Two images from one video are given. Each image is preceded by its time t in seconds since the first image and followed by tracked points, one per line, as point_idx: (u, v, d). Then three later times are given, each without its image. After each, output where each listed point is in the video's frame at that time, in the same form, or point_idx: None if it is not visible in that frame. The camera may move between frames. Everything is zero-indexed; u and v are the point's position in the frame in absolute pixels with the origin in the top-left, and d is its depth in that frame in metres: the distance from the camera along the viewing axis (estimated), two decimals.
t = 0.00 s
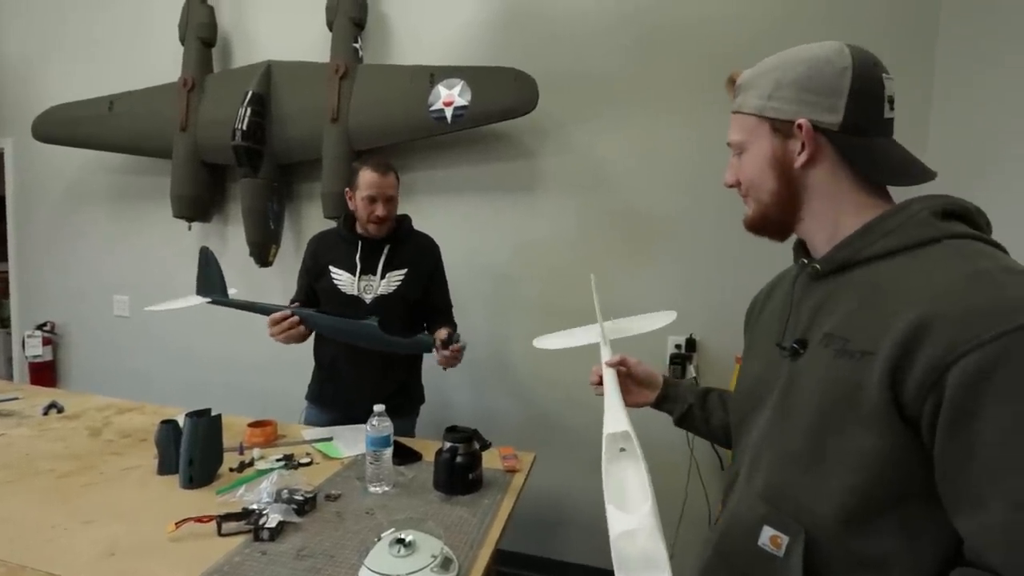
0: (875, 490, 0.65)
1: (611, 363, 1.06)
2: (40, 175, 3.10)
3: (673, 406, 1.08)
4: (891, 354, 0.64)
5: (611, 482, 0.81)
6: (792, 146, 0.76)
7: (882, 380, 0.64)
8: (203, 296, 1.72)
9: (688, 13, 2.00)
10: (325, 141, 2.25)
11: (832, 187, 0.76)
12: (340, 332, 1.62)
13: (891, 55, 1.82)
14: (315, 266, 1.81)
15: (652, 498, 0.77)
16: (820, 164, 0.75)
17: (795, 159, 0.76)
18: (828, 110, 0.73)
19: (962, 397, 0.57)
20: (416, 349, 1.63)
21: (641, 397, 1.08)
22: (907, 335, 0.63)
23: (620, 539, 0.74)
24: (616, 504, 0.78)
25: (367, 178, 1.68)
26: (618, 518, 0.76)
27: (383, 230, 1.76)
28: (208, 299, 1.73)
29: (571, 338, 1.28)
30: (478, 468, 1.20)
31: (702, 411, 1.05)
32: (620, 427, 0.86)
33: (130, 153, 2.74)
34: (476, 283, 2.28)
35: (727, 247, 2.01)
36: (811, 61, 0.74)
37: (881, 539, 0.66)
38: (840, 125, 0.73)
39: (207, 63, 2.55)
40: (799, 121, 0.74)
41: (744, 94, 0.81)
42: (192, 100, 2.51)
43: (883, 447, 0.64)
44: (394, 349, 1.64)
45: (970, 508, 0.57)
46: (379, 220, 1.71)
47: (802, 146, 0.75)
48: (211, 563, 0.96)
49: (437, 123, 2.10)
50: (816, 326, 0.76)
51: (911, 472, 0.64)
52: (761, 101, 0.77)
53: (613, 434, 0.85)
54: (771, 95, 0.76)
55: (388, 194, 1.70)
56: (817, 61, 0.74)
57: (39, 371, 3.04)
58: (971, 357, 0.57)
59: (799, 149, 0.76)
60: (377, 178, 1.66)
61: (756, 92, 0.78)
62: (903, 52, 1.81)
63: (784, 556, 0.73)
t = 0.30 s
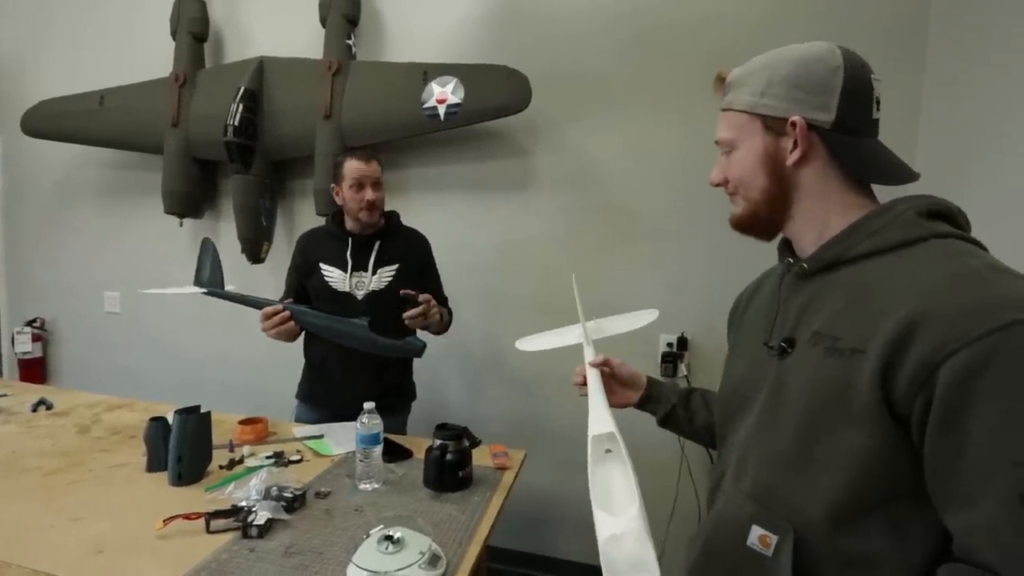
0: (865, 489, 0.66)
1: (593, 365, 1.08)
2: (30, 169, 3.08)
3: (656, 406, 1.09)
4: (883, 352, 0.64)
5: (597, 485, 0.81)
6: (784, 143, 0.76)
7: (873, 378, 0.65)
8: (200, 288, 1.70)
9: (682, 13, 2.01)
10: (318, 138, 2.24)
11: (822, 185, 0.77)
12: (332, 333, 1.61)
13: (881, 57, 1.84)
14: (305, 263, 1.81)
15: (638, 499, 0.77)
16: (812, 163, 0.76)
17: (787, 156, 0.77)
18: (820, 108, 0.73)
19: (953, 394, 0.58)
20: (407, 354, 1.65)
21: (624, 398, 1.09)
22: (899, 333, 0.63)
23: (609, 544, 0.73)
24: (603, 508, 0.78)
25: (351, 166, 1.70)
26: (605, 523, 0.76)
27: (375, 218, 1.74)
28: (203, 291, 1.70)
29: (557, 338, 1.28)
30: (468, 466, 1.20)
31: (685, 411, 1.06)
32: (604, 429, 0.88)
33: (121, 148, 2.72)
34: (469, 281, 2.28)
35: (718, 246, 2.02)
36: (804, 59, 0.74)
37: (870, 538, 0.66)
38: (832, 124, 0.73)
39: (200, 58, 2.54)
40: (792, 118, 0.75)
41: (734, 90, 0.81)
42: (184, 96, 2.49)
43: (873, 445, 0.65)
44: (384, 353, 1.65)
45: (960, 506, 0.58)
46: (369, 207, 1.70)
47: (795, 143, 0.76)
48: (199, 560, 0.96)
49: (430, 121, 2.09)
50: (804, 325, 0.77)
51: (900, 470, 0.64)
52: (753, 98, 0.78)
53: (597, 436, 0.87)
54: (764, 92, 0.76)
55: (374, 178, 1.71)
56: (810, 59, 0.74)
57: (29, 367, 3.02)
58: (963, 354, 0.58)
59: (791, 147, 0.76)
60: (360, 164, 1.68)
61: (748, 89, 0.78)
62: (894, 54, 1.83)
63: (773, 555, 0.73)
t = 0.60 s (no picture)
0: (864, 483, 0.66)
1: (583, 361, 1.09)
2: (24, 171, 3.06)
3: (649, 404, 1.10)
4: (882, 347, 0.65)
5: (590, 485, 0.82)
6: (780, 137, 0.77)
7: (872, 373, 0.65)
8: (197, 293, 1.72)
9: (675, 9, 2.00)
10: (312, 138, 2.23)
11: (817, 179, 0.77)
12: (328, 335, 1.61)
13: (875, 52, 1.84)
14: (296, 264, 1.81)
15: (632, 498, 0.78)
16: (807, 157, 0.76)
17: (783, 150, 0.77)
18: (817, 102, 0.73)
19: (954, 389, 0.58)
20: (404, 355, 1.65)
21: (616, 395, 1.10)
22: (898, 329, 0.64)
23: (603, 546, 0.74)
24: (595, 510, 0.78)
25: (333, 165, 1.70)
26: (599, 524, 0.76)
27: (361, 216, 1.73)
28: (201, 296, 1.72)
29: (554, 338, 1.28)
30: (466, 463, 1.21)
31: (679, 408, 1.07)
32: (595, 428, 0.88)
33: (115, 149, 2.71)
34: (466, 279, 2.28)
35: (714, 242, 2.02)
36: (802, 51, 0.74)
37: (868, 532, 0.67)
38: (828, 118, 0.73)
39: (193, 58, 2.53)
40: (789, 111, 0.75)
41: (730, 81, 0.81)
42: (177, 96, 2.48)
43: (872, 440, 0.65)
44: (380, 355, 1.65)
45: (960, 500, 0.58)
46: (353, 205, 1.70)
47: (791, 137, 0.76)
48: (197, 560, 0.97)
49: (424, 119, 2.09)
50: (800, 320, 0.77)
51: (898, 464, 0.65)
52: (749, 90, 0.77)
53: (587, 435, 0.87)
54: (761, 84, 0.76)
55: (357, 176, 1.70)
56: (807, 51, 0.74)
57: (26, 370, 3.01)
58: (963, 348, 0.58)
59: (787, 140, 0.76)
60: (342, 162, 1.68)
61: (745, 80, 0.78)
62: (887, 49, 1.83)
63: (770, 551, 0.74)
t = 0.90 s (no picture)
0: (870, 488, 0.67)
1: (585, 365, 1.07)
2: (28, 177, 3.08)
3: (650, 408, 1.10)
4: (888, 352, 0.65)
5: (588, 493, 0.83)
6: (784, 140, 0.77)
7: (878, 378, 0.66)
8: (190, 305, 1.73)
9: (675, 13, 2.01)
10: (314, 143, 2.24)
11: (820, 183, 0.78)
12: (317, 341, 1.61)
13: (875, 55, 1.85)
14: (296, 270, 1.82)
15: (630, 504, 0.78)
16: (810, 161, 0.77)
17: (786, 154, 0.77)
18: (821, 106, 0.74)
19: (962, 394, 0.59)
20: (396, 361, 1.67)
21: (617, 399, 1.11)
22: (905, 334, 0.64)
23: (601, 555, 0.75)
24: (592, 521, 0.79)
25: (323, 178, 1.66)
26: (597, 533, 0.77)
27: (352, 226, 1.75)
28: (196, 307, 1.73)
29: (557, 344, 1.28)
30: (468, 467, 1.21)
31: (680, 411, 1.08)
32: (591, 435, 0.89)
33: (119, 155, 2.72)
34: (467, 283, 2.29)
35: (715, 245, 2.02)
36: (805, 55, 0.75)
37: (874, 537, 0.67)
38: (832, 121, 0.74)
39: (195, 65, 2.54)
40: (792, 115, 0.75)
41: (732, 84, 0.81)
42: (180, 103, 2.50)
43: (877, 445, 0.66)
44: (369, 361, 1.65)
45: (968, 506, 0.59)
46: (342, 218, 1.70)
47: (794, 141, 0.76)
48: (201, 564, 0.97)
49: (425, 124, 2.10)
50: (804, 325, 0.78)
51: (903, 469, 0.66)
52: (752, 93, 0.78)
53: (584, 444, 0.88)
54: (764, 87, 0.77)
55: (347, 191, 1.67)
56: (810, 55, 0.74)
57: (30, 375, 3.02)
58: (971, 353, 0.58)
59: (790, 144, 0.77)
60: (331, 178, 1.64)
61: (747, 83, 0.78)
62: (886, 51, 1.84)
63: (775, 556, 0.74)
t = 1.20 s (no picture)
0: (878, 492, 0.67)
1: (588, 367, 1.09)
2: (36, 179, 3.11)
3: (654, 409, 1.11)
4: (898, 356, 0.65)
5: (593, 494, 0.83)
6: (793, 143, 0.77)
7: (887, 382, 0.66)
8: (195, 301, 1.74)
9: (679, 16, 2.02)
10: (319, 146, 2.26)
11: (829, 185, 0.78)
12: (311, 344, 1.61)
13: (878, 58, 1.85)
14: (301, 272, 1.83)
15: (635, 506, 0.78)
16: (820, 163, 0.77)
17: (795, 157, 0.78)
18: (831, 108, 0.75)
19: (972, 399, 0.59)
20: (387, 369, 1.60)
21: (620, 399, 1.11)
22: (915, 338, 0.64)
23: (607, 556, 0.76)
24: (597, 522, 0.80)
25: (323, 185, 1.67)
26: (602, 534, 0.78)
27: (354, 231, 1.76)
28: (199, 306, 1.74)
29: (560, 346, 1.29)
30: (472, 468, 1.22)
31: (684, 412, 1.08)
32: (594, 436, 0.88)
33: (126, 158, 2.74)
34: (472, 285, 2.30)
35: (719, 247, 2.03)
36: (815, 57, 0.75)
37: (880, 540, 0.68)
38: (842, 124, 0.75)
39: (202, 68, 2.56)
40: (803, 118, 0.75)
41: (741, 86, 0.82)
42: (186, 105, 2.51)
43: (885, 448, 0.66)
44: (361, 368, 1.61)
45: (976, 510, 0.59)
46: (344, 223, 1.72)
47: (804, 144, 0.77)
48: (207, 563, 0.98)
49: (430, 126, 2.11)
50: (812, 329, 0.78)
51: (910, 472, 0.66)
52: (761, 96, 0.78)
53: (588, 444, 0.87)
54: (773, 89, 0.77)
55: (347, 197, 1.68)
56: (820, 57, 0.75)
57: (37, 375, 3.04)
58: (981, 358, 0.59)
59: (800, 147, 0.77)
60: (331, 185, 1.65)
61: (756, 86, 0.79)
62: (890, 54, 1.84)
63: (780, 558, 0.74)
